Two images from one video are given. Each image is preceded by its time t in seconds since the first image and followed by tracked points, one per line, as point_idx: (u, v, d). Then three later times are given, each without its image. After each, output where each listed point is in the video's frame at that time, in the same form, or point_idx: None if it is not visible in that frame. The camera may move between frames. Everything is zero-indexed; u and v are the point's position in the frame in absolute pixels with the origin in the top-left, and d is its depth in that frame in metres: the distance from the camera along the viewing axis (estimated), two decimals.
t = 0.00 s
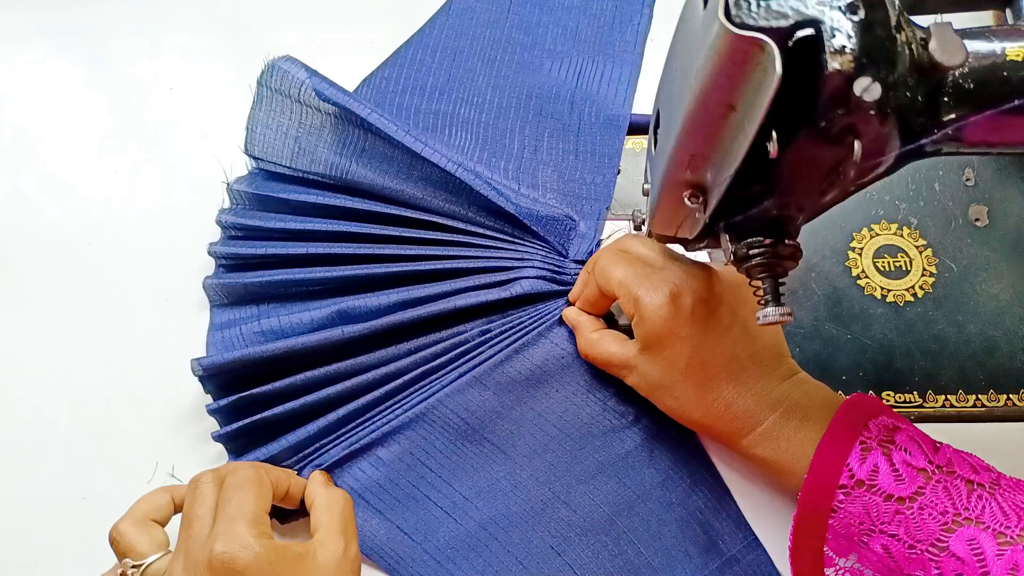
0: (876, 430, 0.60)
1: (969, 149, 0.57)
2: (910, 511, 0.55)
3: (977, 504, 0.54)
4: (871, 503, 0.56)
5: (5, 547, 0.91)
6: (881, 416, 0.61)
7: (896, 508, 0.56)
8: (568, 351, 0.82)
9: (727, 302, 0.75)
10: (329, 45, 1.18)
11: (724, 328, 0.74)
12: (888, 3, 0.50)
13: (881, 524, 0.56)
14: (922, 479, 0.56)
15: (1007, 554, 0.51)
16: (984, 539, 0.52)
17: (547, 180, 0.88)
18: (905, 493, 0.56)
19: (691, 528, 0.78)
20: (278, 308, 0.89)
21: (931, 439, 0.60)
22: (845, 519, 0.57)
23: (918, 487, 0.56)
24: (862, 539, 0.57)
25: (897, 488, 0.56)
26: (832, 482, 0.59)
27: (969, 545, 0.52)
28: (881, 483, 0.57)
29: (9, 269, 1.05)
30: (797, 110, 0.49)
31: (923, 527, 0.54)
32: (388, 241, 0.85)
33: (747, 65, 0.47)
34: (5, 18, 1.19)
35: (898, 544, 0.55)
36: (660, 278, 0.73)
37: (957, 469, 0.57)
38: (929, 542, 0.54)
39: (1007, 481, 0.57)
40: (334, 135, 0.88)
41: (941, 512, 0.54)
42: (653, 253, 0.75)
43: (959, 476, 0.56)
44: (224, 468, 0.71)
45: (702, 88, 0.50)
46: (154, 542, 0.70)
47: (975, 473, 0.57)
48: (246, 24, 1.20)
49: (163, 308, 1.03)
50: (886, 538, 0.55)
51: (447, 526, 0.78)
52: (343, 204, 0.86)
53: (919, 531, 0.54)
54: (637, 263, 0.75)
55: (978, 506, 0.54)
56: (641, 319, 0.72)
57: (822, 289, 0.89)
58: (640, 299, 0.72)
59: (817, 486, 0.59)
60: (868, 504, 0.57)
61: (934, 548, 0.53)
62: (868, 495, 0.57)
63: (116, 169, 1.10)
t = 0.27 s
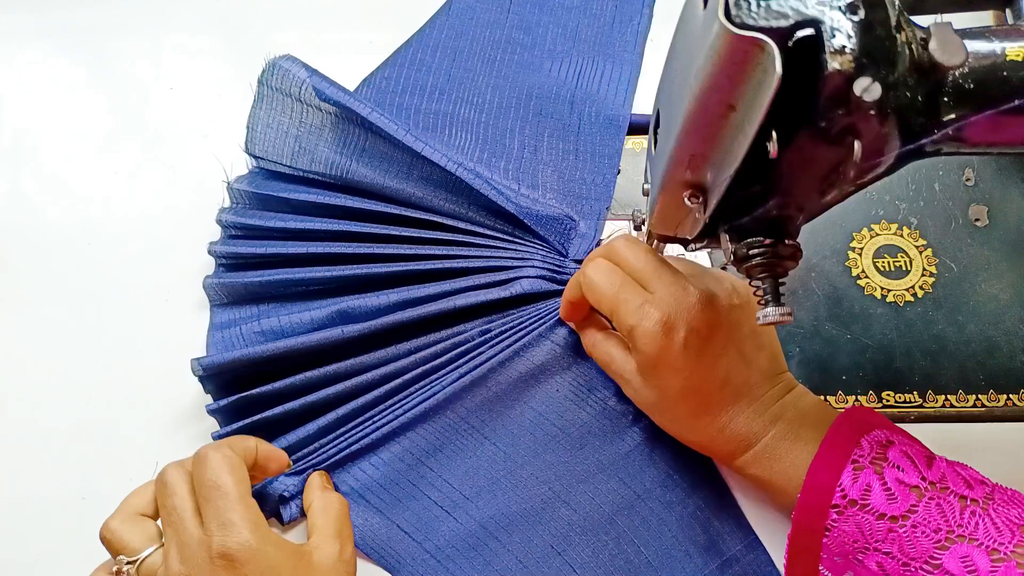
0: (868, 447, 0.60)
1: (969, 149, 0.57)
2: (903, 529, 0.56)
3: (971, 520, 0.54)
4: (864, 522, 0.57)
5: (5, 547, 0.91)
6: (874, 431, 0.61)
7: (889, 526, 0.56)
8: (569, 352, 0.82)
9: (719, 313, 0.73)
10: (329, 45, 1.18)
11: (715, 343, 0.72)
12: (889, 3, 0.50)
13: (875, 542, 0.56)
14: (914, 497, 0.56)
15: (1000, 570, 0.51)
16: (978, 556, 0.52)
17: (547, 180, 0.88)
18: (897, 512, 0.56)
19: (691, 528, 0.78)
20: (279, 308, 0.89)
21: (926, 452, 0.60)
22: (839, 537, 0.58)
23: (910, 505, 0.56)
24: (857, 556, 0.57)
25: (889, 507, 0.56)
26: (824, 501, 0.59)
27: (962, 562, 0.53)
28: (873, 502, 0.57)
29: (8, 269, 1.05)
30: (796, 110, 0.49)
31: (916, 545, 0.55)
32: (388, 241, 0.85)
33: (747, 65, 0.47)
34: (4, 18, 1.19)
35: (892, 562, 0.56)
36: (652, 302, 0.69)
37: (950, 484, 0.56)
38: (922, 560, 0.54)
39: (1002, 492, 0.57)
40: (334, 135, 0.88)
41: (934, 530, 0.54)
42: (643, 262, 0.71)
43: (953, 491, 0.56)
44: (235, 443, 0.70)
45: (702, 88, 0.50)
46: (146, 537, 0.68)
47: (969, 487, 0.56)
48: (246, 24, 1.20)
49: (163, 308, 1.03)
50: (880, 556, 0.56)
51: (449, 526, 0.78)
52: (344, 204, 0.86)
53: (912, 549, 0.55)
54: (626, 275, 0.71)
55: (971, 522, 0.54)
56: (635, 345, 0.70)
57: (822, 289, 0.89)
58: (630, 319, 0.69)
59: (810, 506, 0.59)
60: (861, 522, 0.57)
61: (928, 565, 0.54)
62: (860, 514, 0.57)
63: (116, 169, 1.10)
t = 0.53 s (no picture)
0: (911, 478, 0.59)
1: (969, 149, 0.57)
2: (949, 561, 0.55)
3: (1018, 550, 0.53)
4: (909, 554, 0.57)
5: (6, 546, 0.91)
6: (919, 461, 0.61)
7: (935, 557, 0.55)
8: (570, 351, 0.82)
9: (746, 358, 0.75)
10: (329, 45, 1.18)
11: (747, 386, 0.74)
12: (889, 3, 0.50)
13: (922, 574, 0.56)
14: (960, 528, 0.55)
15: None
16: None
17: (547, 180, 0.88)
18: (942, 544, 0.55)
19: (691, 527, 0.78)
20: (279, 308, 0.89)
21: (973, 479, 0.59)
22: (886, 570, 0.58)
23: (956, 536, 0.55)
24: None
25: (934, 538, 0.56)
26: (868, 534, 0.59)
27: None
28: (918, 535, 0.56)
29: (8, 269, 1.05)
30: (796, 109, 0.49)
31: None
32: (388, 241, 0.85)
33: (747, 65, 0.47)
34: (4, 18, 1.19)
35: None
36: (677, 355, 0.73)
37: (997, 513, 0.55)
38: None
39: None
40: (333, 135, 0.88)
41: (981, 560, 0.53)
42: (663, 322, 0.76)
43: (1000, 520, 0.55)
44: (281, 442, 0.68)
45: (702, 88, 0.50)
46: (218, 505, 0.64)
47: (1017, 516, 0.55)
48: (246, 24, 1.20)
49: (163, 308, 1.03)
50: None
51: (450, 525, 0.78)
52: (344, 204, 0.86)
53: None
54: (649, 337, 0.76)
55: (1018, 552, 0.53)
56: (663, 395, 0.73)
57: (822, 289, 0.89)
58: (655, 373, 0.73)
59: (854, 540, 0.59)
60: (907, 554, 0.57)
61: None
62: (906, 546, 0.57)
63: (116, 169, 1.10)
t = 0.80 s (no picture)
0: (918, 475, 0.62)
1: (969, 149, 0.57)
2: (958, 556, 0.57)
3: None
4: (918, 551, 0.60)
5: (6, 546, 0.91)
6: (925, 457, 0.63)
7: (944, 554, 0.58)
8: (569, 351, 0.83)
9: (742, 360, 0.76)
10: (329, 44, 1.18)
11: (747, 388, 0.76)
12: (889, 2, 0.50)
13: (932, 570, 0.59)
14: (968, 524, 0.58)
15: None
16: None
17: (547, 181, 0.89)
18: (950, 540, 0.58)
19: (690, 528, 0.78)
20: (278, 307, 0.89)
21: (979, 473, 0.61)
22: (896, 567, 0.61)
23: (964, 532, 0.58)
24: None
25: (942, 535, 0.58)
26: (878, 532, 0.62)
27: None
28: (926, 532, 0.59)
29: (8, 269, 1.05)
30: (796, 110, 0.49)
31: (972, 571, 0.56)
32: (388, 241, 0.86)
33: (747, 65, 0.47)
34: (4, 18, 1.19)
35: None
36: (675, 362, 0.73)
37: (1003, 507, 0.57)
38: None
39: None
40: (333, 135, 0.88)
41: (990, 555, 0.56)
42: (659, 328, 0.75)
43: (1007, 515, 0.57)
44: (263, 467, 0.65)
45: (702, 88, 0.50)
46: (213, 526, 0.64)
47: None
48: (246, 24, 1.20)
49: (164, 308, 1.03)
50: None
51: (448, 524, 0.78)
52: (344, 204, 0.86)
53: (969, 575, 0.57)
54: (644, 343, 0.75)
55: None
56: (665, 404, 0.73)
57: (822, 289, 0.88)
58: (655, 383, 0.73)
59: (865, 539, 0.62)
60: (916, 551, 0.60)
61: None
62: (915, 543, 0.60)
63: (116, 169, 1.10)
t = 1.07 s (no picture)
0: (926, 473, 0.64)
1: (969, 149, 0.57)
2: (966, 554, 0.58)
3: None
4: (926, 548, 0.60)
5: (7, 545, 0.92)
6: (932, 457, 0.65)
7: (952, 552, 0.59)
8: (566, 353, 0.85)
9: (753, 354, 0.77)
10: (330, 45, 1.18)
11: (757, 382, 0.76)
12: (888, 2, 0.50)
13: (938, 568, 0.59)
14: (976, 522, 0.59)
15: None
16: None
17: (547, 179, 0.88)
18: (959, 537, 0.59)
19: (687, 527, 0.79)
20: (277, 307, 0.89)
21: (985, 473, 0.63)
22: (902, 565, 0.61)
23: (972, 530, 0.59)
24: None
25: (951, 532, 0.59)
26: (886, 529, 0.63)
27: None
28: (935, 529, 0.60)
29: (8, 269, 1.05)
30: (797, 110, 0.49)
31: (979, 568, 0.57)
32: (388, 241, 0.86)
33: (747, 65, 0.47)
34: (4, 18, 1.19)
35: None
36: (685, 357, 0.76)
37: (1011, 507, 0.60)
38: None
39: None
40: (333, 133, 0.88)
41: (998, 553, 0.57)
42: (667, 326, 0.78)
43: (1014, 514, 0.59)
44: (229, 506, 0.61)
45: (702, 88, 0.50)
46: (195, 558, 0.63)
47: None
48: (246, 24, 1.19)
49: (163, 308, 1.03)
50: None
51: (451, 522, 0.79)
52: (344, 204, 0.86)
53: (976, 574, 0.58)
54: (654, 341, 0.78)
55: None
56: (677, 399, 0.76)
57: (822, 289, 0.89)
58: (665, 377, 0.76)
59: (871, 535, 0.63)
60: (924, 548, 0.60)
61: None
62: (923, 541, 0.61)
63: (116, 169, 1.10)
